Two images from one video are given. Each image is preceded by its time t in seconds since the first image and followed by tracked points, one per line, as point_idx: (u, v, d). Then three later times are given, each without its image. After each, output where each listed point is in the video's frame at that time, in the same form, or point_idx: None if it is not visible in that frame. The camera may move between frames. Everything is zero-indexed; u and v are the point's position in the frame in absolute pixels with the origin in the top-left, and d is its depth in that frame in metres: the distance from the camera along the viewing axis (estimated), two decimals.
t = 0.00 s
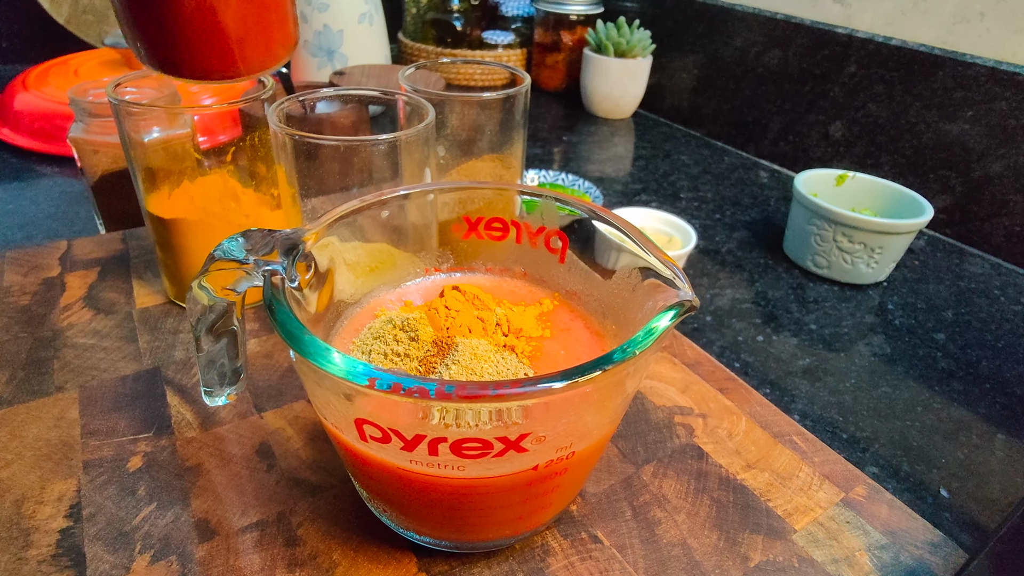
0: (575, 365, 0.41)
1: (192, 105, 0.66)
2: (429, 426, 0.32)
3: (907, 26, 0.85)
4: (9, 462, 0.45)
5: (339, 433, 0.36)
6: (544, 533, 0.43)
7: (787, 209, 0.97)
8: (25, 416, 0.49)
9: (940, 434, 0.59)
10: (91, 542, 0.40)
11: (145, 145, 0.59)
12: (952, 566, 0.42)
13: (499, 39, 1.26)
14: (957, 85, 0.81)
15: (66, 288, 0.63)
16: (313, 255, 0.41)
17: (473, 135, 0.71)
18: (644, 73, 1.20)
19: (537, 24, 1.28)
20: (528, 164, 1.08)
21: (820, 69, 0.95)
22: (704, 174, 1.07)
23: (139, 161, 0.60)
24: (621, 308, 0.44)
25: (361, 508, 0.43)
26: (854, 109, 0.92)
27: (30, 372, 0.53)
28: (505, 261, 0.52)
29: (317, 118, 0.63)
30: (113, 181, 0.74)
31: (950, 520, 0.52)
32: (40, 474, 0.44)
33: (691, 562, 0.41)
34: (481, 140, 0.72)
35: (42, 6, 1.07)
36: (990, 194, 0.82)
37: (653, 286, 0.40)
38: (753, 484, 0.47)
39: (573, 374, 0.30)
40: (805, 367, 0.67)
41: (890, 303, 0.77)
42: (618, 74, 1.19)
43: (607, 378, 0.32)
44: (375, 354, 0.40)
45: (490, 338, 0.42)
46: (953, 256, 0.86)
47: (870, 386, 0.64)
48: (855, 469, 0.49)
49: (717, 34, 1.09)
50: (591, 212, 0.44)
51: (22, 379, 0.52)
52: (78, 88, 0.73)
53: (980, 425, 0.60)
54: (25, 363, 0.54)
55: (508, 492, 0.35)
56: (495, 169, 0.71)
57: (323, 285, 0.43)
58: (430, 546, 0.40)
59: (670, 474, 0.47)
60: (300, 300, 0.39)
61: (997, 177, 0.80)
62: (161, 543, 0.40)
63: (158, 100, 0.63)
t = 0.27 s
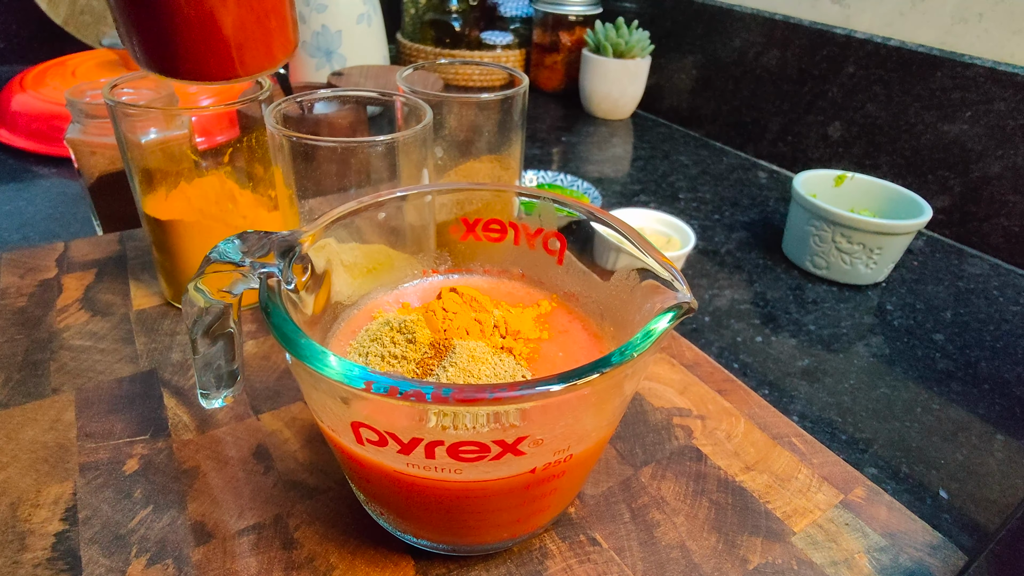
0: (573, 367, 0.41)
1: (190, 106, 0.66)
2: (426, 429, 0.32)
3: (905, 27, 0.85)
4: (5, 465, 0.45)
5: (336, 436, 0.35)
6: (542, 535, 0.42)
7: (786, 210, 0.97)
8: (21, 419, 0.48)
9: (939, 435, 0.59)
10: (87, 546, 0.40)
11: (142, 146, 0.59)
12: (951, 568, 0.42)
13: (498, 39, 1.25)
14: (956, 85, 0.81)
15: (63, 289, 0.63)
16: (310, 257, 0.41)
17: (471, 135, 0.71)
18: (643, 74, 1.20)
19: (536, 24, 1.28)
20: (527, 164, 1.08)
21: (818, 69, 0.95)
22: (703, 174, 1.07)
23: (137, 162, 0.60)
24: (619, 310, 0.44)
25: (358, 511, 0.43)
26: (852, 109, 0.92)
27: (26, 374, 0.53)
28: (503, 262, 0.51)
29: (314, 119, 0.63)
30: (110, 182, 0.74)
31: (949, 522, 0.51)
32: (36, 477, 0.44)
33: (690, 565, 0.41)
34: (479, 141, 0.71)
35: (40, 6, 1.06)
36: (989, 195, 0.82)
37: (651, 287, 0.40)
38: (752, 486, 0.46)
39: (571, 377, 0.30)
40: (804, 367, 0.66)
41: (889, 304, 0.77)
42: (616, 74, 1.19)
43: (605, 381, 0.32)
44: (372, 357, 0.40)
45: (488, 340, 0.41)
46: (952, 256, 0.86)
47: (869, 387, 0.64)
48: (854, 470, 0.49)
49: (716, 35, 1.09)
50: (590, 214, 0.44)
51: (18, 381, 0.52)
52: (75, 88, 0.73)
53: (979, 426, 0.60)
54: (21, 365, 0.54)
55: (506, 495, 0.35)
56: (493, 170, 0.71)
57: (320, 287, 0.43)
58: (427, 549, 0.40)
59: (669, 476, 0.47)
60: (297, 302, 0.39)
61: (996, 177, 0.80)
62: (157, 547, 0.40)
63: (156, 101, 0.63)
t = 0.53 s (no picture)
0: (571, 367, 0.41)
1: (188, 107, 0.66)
2: (423, 429, 0.32)
3: (903, 27, 0.85)
4: (3, 466, 0.45)
5: (333, 436, 0.36)
6: (540, 535, 0.42)
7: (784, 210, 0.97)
8: (19, 419, 0.48)
9: (937, 434, 0.59)
10: (85, 545, 0.40)
11: (140, 147, 0.59)
12: (948, 567, 0.42)
13: (497, 40, 1.25)
14: (954, 86, 0.81)
15: (61, 290, 0.63)
16: (308, 257, 0.41)
17: (469, 136, 0.71)
18: (641, 74, 1.20)
19: (535, 25, 1.28)
20: (525, 165, 1.08)
21: (816, 69, 0.95)
22: (701, 175, 1.08)
23: (135, 162, 0.60)
24: (616, 310, 0.44)
25: (356, 511, 0.43)
26: (851, 109, 0.92)
27: (25, 374, 0.53)
28: (501, 262, 0.51)
29: (312, 119, 0.63)
30: (109, 182, 0.74)
31: (946, 521, 0.52)
32: (34, 477, 0.44)
33: (687, 564, 0.41)
34: (477, 141, 0.72)
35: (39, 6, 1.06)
36: (986, 195, 0.82)
37: (648, 288, 0.40)
38: (750, 486, 0.47)
39: (568, 377, 0.30)
40: (802, 367, 0.67)
41: (887, 303, 0.77)
42: (615, 75, 1.19)
43: (602, 381, 0.32)
44: (370, 357, 0.40)
45: (486, 340, 0.41)
46: (950, 256, 0.86)
47: (867, 386, 0.64)
48: (851, 470, 0.49)
49: (714, 35, 1.09)
50: (587, 214, 0.44)
51: (17, 381, 0.52)
52: (74, 89, 0.73)
53: (976, 425, 0.60)
54: (20, 365, 0.54)
55: (503, 495, 0.35)
56: (491, 170, 0.71)
57: (318, 287, 0.43)
58: (425, 549, 0.40)
59: (667, 475, 0.47)
60: (295, 303, 0.39)
61: (994, 177, 0.81)
62: (155, 546, 0.40)
63: (154, 102, 0.63)
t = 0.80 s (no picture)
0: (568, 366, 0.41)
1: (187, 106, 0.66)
2: (422, 427, 0.32)
3: (901, 27, 0.85)
4: (3, 464, 0.45)
5: (332, 434, 0.36)
6: (538, 533, 0.43)
7: (783, 210, 0.97)
8: (19, 419, 0.49)
9: (934, 433, 0.59)
10: (85, 544, 0.40)
11: (140, 147, 0.59)
12: (945, 565, 0.42)
13: (496, 40, 1.26)
14: (951, 86, 0.81)
15: (61, 290, 0.63)
16: (307, 256, 0.41)
17: (468, 136, 0.71)
18: (640, 74, 1.20)
19: (534, 25, 1.28)
20: (524, 165, 1.08)
21: (815, 70, 0.95)
22: (700, 175, 1.08)
23: (134, 162, 0.60)
24: (614, 309, 0.44)
25: (356, 510, 0.43)
26: (849, 109, 0.93)
27: (24, 374, 0.53)
28: (499, 262, 0.52)
29: (311, 119, 0.63)
30: (108, 182, 0.74)
31: (943, 520, 0.52)
32: (34, 476, 0.44)
33: (685, 562, 0.41)
34: (476, 141, 0.72)
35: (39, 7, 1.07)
36: (984, 195, 0.82)
37: (646, 286, 0.40)
38: (748, 485, 0.47)
39: (566, 375, 0.30)
40: (800, 367, 0.67)
41: (885, 303, 0.77)
42: (614, 75, 1.19)
43: (600, 379, 0.32)
44: (368, 356, 0.40)
45: (484, 339, 0.42)
46: (948, 256, 0.86)
47: (865, 386, 0.65)
48: (849, 469, 0.49)
49: (713, 35, 1.10)
50: (586, 214, 0.44)
51: (17, 380, 0.52)
52: (73, 89, 0.73)
53: (974, 424, 0.61)
54: (19, 365, 0.54)
55: (501, 493, 0.35)
56: (490, 170, 0.71)
57: (317, 286, 0.43)
58: (424, 547, 0.40)
59: (665, 474, 0.47)
60: (294, 302, 0.39)
61: (991, 177, 0.81)
62: (155, 545, 0.40)
63: (154, 102, 0.63)
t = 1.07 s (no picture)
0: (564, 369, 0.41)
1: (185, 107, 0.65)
2: (417, 431, 0.32)
3: (900, 28, 0.85)
4: None
5: (327, 438, 0.36)
6: (535, 536, 0.43)
7: (781, 211, 0.97)
8: (15, 421, 0.48)
9: (933, 435, 0.59)
10: (80, 547, 0.40)
11: (137, 148, 0.59)
12: (942, 567, 0.42)
13: (496, 41, 1.28)
14: (950, 87, 0.81)
15: (58, 292, 0.63)
16: (303, 259, 0.41)
17: (466, 138, 0.71)
18: (639, 75, 1.20)
19: (533, 26, 1.29)
20: (522, 166, 1.08)
21: (813, 71, 0.95)
22: (699, 176, 1.08)
23: (131, 164, 0.60)
24: (611, 311, 0.44)
25: (352, 513, 0.43)
26: (848, 111, 0.93)
27: (21, 376, 0.53)
28: (497, 264, 0.52)
29: (309, 121, 0.63)
30: (105, 183, 0.74)
31: (941, 521, 0.52)
32: (30, 479, 0.44)
33: (682, 565, 0.41)
34: (474, 143, 0.72)
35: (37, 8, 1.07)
36: (983, 196, 0.82)
37: (643, 289, 0.40)
38: (745, 487, 0.47)
39: (561, 378, 0.30)
40: (798, 369, 0.67)
41: (884, 305, 0.77)
42: (612, 76, 1.19)
43: (596, 382, 0.32)
44: (364, 359, 0.40)
45: (480, 342, 0.42)
46: (946, 258, 0.86)
47: (863, 387, 0.64)
48: (847, 471, 0.49)
49: (711, 36, 1.09)
50: (583, 216, 0.44)
51: (13, 383, 0.52)
52: (70, 90, 0.73)
53: (972, 425, 0.61)
54: (15, 367, 0.54)
55: (497, 496, 0.35)
56: (488, 172, 0.71)
57: (313, 289, 0.43)
58: (421, 550, 0.40)
59: (662, 476, 0.47)
60: (290, 305, 0.39)
61: (990, 178, 0.81)
62: (151, 548, 0.40)
63: (151, 104, 0.63)
